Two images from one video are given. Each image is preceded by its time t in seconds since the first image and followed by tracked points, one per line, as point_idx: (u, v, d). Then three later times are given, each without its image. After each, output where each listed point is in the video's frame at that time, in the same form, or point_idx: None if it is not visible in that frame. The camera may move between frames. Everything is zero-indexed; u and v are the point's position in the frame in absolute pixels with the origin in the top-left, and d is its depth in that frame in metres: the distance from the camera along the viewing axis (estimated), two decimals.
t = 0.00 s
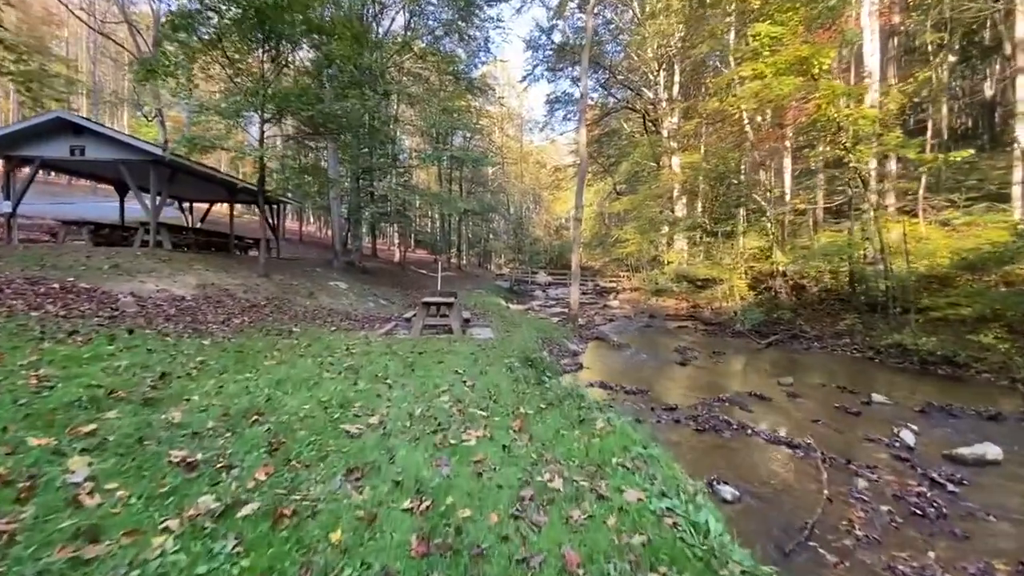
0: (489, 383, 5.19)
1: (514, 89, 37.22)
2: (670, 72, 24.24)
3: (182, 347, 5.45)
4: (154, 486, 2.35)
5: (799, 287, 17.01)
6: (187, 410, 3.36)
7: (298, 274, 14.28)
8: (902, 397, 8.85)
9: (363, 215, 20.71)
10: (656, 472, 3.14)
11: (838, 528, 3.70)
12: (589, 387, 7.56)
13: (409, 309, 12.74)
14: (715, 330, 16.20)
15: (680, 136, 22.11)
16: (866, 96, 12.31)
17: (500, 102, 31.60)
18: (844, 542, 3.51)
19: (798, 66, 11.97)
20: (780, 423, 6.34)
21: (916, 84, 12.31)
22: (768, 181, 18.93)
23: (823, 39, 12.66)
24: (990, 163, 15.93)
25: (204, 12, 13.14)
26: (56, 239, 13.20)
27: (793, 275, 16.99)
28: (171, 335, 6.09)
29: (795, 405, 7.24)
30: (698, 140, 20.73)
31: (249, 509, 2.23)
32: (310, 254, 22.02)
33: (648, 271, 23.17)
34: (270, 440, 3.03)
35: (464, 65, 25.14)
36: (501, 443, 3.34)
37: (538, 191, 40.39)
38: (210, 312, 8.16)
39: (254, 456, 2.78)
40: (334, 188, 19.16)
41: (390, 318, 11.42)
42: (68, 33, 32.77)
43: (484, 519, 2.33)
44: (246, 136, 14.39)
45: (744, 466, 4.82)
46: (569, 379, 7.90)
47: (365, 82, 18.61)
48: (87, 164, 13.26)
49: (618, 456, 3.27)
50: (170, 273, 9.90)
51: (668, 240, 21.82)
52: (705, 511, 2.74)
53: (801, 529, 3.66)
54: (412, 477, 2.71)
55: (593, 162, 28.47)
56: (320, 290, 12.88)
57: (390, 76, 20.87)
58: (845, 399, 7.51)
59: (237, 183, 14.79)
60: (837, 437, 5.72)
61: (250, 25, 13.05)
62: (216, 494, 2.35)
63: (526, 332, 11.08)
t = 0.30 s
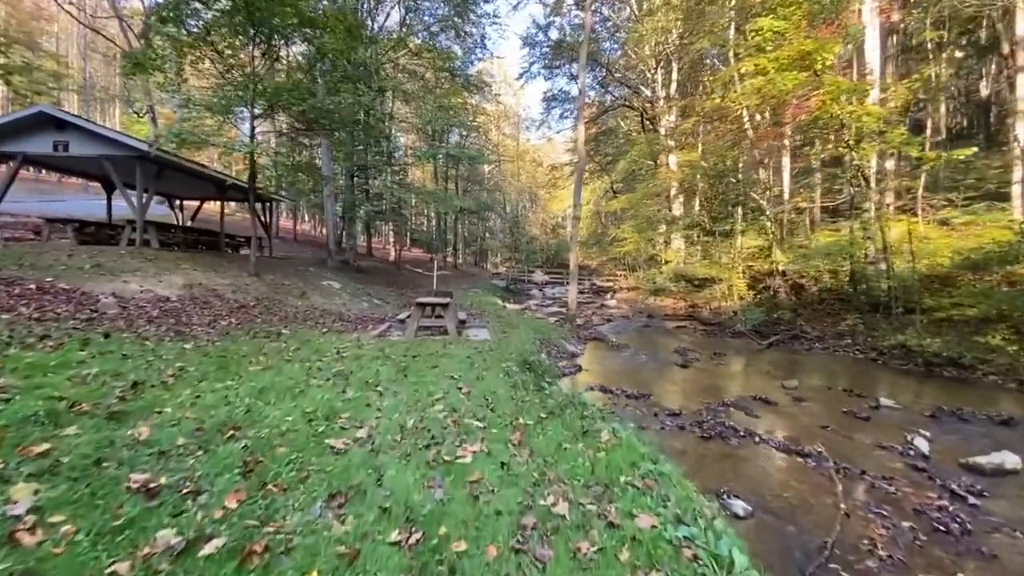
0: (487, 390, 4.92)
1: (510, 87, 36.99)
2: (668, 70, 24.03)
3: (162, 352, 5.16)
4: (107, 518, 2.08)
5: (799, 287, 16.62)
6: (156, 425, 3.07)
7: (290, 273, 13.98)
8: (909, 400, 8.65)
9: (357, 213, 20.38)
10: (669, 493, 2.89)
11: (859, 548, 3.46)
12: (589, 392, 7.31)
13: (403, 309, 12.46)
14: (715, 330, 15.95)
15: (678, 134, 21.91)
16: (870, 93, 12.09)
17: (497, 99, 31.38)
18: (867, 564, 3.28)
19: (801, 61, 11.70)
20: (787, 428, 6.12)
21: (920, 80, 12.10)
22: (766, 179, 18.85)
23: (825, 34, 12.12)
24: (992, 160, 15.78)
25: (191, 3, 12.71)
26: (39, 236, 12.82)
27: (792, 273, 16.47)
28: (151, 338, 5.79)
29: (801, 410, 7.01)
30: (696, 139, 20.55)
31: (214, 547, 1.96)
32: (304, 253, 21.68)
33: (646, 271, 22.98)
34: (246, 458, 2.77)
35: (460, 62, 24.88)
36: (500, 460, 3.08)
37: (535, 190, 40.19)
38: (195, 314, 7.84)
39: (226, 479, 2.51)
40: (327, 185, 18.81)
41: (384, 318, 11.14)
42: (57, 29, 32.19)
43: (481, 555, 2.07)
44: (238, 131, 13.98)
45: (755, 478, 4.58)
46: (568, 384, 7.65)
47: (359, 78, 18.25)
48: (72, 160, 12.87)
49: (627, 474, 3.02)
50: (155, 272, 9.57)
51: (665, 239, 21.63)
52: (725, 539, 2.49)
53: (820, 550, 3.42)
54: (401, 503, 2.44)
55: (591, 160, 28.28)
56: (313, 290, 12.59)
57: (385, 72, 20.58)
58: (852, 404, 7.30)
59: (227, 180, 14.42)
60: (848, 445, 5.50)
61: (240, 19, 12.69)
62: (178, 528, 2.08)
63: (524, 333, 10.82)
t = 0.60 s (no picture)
0: (484, 392, 4.66)
1: (507, 85, 36.78)
2: (666, 67, 23.77)
3: (138, 353, 4.86)
4: (44, 548, 1.80)
5: (797, 285, 16.78)
6: (118, 435, 2.78)
7: (282, 271, 13.67)
8: (918, 402, 8.43)
9: (352, 211, 20.05)
10: (687, 509, 2.62)
11: (886, 564, 3.22)
12: (589, 393, 7.06)
13: (398, 308, 12.18)
14: (715, 330, 15.69)
15: (675, 132, 21.67)
16: (872, 89, 11.91)
17: (493, 97, 31.14)
18: None
19: (805, 54, 11.46)
20: (797, 431, 5.90)
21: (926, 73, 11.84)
22: (764, 176, 18.73)
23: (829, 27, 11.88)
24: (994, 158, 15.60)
25: None
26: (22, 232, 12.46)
27: (791, 272, 16.59)
28: (128, 338, 5.47)
29: (809, 411, 6.79)
30: (694, 136, 20.36)
31: None
32: (297, 251, 21.34)
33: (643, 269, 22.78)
34: (217, 472, 2.50)
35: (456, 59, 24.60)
36: (499, 473, 2.82)
37: (531, 188, 40.01)
38: (179, 312, 7.53)
39: (191, 498, 2.23)
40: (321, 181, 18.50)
41: (377, 318, 10.84)
42: (46, 23, 31.69)
43: None
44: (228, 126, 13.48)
45: (768, 486, 4.33)
46: (568, 385, 7.40)
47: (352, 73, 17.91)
48: (55, 154, 12.52)
49: (640, 490, 2.74)
50: (140, 269, 9.23)
51: (663, 237, 21.43)
52: (753, 565, 2.22)
53: (844, 567, 3.17)
54: (388, 525, 2.17)
55: (588, 158, 28.05)
56: (304, 288, 12.27)
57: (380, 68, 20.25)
58: (860, 405, 7.08)
59: (216, 175, 14.07)
60: (861, 449, 5.26)
61: (231, 12, 12.22)
62: (127, 561, 1.81)
63: (522, 332, 10.57)
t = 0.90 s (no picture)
0: (480, 400, 4.37)
1: (503, 83, 36.53)
2: (664, 65, 23.56)
3: (110, 358, 4.56)
4: None
5: (796, 285, 16.70)
6: (70, 456, 2.49)
7: (273, 270, 13.35)
8: (926, 405, 8.23)
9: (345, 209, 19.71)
10: (707, 538, 2.35)
11: None
12: (590, 398, 6.78)
13: (392, 308, 11.91)
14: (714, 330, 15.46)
15: (673, 130, 21.48)
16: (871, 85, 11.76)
17: (489, 94, 30.87)
18: None
19: (809, 48, 11.21)
20: (807, 438, 5.64)
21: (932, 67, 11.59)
22: (762, 174, 18.57)
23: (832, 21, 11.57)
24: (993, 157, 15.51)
25: None
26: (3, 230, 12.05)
27: (791, 271, 16.47)
28: (102, 342, 5.17)
29: (817, 415, 6.55)
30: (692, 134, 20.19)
31: None
32: (290, 250, 20.97)
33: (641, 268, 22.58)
34: (177, 500, 2.22)
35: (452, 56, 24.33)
36: (496, 496, 2.54)
37: (527, 186, 39.75)
38: (162, 314, 7.21)
39: (143, 535, 1.96)
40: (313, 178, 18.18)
41: (371, 318, 10.53)
42: (35, 18, 31.15)
43: None
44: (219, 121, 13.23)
45: (782, 500, 4.08)
46: (568, 389, 7.11)
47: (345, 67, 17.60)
48: (38, 149, 12.10)
49: (654, 515, 2.47)
50: (123, 268, 8.89)
51: (660, 236, 21.23)
52: None
53: None
54: (369, 565, 1.90)
55: (585, 157, 27.84)
56: (295, 287, 11.94)
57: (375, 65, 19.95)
58: (870, 409, 6.85)
59: (205, 172, 13.70)
60: (876, 457, 5.03)
61: (221, 5, 11.75)
62: None
63: (519, 333, 10.32)
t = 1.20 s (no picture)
0: (475, 406, 4.08)
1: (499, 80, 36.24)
2: (661, 62, 23.36)
3: (76, 361, 4.27)
4: None
5: (795, 283, 16.52)
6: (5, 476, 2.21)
7: (263, 268, 13.03)
8: (933, 406, 8.02)
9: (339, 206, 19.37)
10: (726, 566, 2.10)
11: None
12: (588, 401, 6.52)
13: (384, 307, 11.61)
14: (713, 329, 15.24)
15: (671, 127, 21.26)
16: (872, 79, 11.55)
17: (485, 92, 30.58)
18: None
19: (810, 41, 10.99)
20: (814, 442, 5.41)
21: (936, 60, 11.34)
22: (759, 171, 18.39)
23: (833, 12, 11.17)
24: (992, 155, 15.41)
25: None
26: None
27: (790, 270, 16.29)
28: (71, 343, 4.87)
29: (822, 418, 6.33)
30: (690, 132, 19.99)
31: None
32: (282, 248, 20.61)
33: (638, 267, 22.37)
34: (122, 528, 1.95)
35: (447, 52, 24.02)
36: (489, 517, 2.28)
37: (524, 185, 39.44)
38: (142, 313, 6.90)
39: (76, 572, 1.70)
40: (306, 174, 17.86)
41: (362, 318, 10.22)
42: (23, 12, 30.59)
43: None
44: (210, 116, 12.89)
45: (794, 510, 3.84)
46: (564, 391, 6.85)
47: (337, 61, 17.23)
48: (18, 143, 11.72)
49: (666, 540, 2.21)
50: (103, 266, 8.57)
51: (658, 235, 21.03)
52: None
53: None
54: None
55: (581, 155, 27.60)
56: (285, 286, 11.61)
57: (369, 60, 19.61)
58: (875, 412, 6.63)
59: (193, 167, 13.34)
60: (889, 464, 4.80)
61: None
62: None
63: (515, 332, 10.05)
